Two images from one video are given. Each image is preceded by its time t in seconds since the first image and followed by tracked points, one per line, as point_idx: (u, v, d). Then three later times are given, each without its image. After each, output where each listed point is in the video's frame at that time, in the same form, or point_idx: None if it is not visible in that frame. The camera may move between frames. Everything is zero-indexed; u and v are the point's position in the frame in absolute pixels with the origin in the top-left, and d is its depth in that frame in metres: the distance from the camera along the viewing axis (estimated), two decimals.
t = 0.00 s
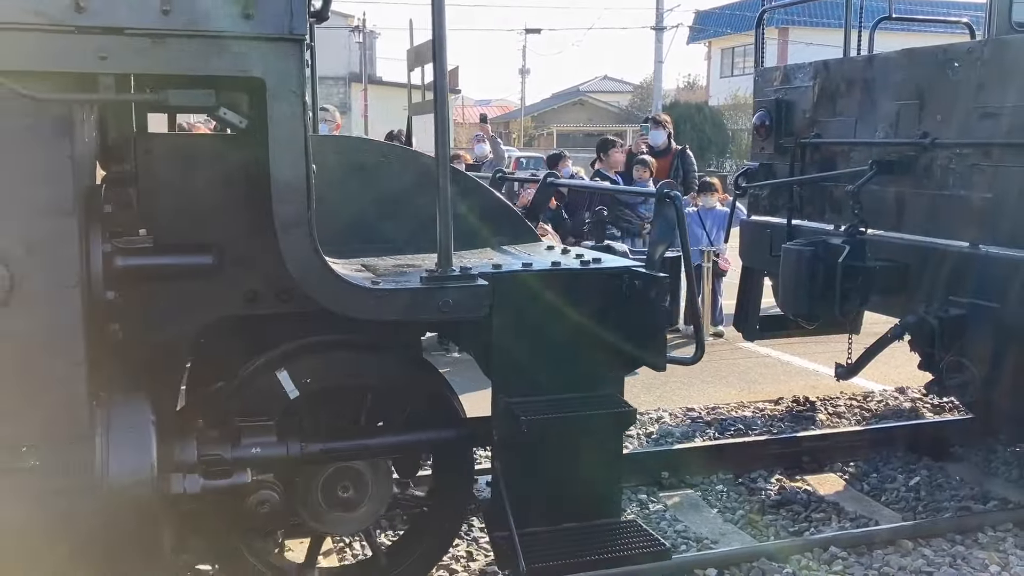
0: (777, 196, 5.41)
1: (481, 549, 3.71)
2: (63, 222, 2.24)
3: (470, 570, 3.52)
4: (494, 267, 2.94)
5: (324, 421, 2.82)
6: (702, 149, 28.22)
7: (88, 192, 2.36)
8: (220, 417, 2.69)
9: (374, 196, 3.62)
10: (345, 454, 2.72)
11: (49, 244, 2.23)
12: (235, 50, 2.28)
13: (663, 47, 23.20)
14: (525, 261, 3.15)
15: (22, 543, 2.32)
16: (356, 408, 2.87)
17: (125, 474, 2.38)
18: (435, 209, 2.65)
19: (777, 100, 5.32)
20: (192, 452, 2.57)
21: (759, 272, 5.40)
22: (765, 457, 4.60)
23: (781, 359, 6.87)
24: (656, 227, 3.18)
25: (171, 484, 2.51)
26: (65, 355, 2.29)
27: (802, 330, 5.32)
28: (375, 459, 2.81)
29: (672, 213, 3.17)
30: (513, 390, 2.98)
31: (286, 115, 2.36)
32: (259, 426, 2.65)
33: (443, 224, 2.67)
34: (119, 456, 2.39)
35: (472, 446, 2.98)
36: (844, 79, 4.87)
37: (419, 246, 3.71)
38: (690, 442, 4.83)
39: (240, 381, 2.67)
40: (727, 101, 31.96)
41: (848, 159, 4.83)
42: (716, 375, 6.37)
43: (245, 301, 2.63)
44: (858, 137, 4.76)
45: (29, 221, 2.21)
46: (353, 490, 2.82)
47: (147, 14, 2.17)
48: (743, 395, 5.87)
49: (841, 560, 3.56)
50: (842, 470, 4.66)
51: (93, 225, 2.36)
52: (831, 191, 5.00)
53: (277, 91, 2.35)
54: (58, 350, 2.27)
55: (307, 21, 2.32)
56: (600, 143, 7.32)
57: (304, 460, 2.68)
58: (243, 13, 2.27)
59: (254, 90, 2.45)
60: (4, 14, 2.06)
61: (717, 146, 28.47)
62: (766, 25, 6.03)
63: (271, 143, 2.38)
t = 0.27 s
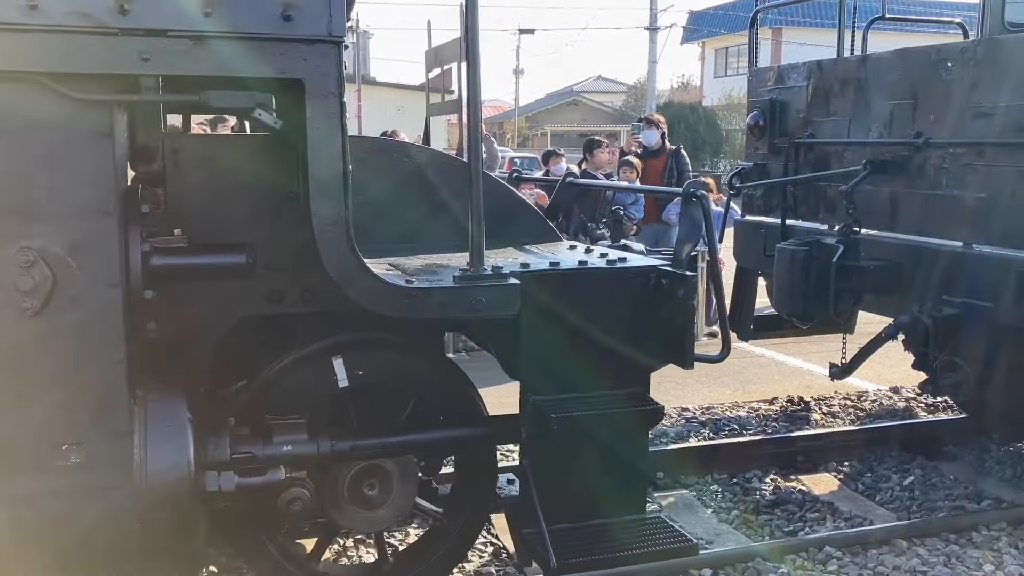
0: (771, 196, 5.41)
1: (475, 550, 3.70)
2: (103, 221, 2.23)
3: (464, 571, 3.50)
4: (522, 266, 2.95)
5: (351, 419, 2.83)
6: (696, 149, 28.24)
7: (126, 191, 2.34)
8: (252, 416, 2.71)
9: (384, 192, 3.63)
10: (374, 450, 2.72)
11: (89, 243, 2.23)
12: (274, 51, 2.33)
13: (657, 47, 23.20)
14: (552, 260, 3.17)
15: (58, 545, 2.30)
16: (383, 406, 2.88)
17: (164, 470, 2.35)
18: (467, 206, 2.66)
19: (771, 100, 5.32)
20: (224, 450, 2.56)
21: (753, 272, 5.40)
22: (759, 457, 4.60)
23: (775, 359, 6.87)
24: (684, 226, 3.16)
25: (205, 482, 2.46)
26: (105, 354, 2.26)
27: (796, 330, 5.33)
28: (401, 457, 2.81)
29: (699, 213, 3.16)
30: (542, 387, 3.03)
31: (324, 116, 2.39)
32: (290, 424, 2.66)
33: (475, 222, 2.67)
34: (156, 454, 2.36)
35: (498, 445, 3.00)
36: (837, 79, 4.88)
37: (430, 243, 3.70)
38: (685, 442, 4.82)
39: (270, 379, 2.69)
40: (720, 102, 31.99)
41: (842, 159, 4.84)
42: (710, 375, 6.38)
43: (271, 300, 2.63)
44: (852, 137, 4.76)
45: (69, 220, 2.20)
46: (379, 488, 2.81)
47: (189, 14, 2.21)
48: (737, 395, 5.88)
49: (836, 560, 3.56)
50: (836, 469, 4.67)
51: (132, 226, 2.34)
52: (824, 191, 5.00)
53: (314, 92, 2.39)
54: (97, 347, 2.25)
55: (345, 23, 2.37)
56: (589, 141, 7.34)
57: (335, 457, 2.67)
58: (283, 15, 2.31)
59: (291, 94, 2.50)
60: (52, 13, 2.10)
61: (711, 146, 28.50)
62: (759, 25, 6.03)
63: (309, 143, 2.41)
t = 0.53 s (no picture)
0: (762, 197, 5.43)
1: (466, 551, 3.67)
2: (137, 223, 2.24)
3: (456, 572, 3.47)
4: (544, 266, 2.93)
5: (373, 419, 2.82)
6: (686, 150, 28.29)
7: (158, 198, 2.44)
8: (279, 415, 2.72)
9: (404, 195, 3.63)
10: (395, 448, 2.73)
11: (124, 245, 2.24)
12: (307, 54, 2.32)
13: (648, 47, 23.20)
14: (573, 259, 3.14)
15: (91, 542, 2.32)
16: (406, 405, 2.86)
17: (195, 467, 2.35)
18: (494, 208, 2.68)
19: (760, 101, 5.34)
20: (253, 449, 2.56)
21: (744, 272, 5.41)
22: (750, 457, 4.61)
23: (765, 358, 6.90)
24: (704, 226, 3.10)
25: (234, 481, 2.49)
26: (138, 354, 2.28)
27: (787, 330, 5.34)
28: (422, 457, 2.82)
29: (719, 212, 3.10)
30: (567, 386, 3.01)
31: (356, 117, 2.38)
32: (314, 423, 2.68)
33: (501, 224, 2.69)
34: (189, 453, 2.36)
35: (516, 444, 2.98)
36: (826, 80, 4.90)
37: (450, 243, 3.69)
38: (676, 442, 4.82)
39: (295, 377, 2.69)
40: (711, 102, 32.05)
41: (831, 160, 4.85)
42: (701, 375, 6.39)
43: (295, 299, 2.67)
44: (841, 138, 4.78)
45: (105, 222, 2.22)
46: (399, 487, 2.81)
47: (224, 17, 2.22)
48: (729, 395, 5.89)
49: (827, 559, 3.57)
50: (827, 469, 4.68)
51: (165, 225, 2.40)
52: (814, 191, 5.02)
53: (346, 94, 2.37)
54: (133, 345, 2.27)
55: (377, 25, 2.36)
56: (573, 142, 7.41)
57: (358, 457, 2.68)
58: (316, 19, 2.30)
59: (325, 97, 2.49)
60: (90, 17, 2.11)
61: (702, 146, 28.55)
62: (749, 26, 6.05)
63: (343, 144, 2.39)
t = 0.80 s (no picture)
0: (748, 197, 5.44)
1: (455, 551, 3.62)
2: (165, 223, 2.18)
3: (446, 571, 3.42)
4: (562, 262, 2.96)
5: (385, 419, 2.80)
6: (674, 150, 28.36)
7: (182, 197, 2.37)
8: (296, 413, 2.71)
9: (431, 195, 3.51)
10: (412, 445, 2.70)
11: (152, 247, 2.18)
12: (334, 56, 2.29)
13: (635, 48, 23.22)
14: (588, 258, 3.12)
15: (117, 544, 2.22)
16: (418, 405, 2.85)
17: (222, 468, 2.27)
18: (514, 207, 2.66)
19: (746, 101, 5.35)
20: (273, 448, 2.47)
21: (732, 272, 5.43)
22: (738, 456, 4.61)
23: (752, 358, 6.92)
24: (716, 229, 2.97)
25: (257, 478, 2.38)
26: (166, 355, 2.21)
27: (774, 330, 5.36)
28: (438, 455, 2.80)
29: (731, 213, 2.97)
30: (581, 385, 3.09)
31: (382, 119, 2.35)
32: (335, 421, 2.62)
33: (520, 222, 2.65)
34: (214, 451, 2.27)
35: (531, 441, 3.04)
36: (812, 80, 4.92)
37: (476, 243, 3.59)
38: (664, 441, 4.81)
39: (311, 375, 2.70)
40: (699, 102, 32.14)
41: (816, 160, 4.87)
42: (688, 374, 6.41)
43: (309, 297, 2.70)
44: (826, 139, 4.80)
45: (135, 224, 2.16)
46: (414, 485, 2.78)
47: (252, 20, 2.18)
48: (716, 394, 5.90)
49: (813, 558, 3.58)
50: (814, 468, 4.70)
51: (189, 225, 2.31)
52: (800, 191, 5.04)
53: (372, 96, 2.35)
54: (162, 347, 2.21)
55: (402, 26, 2.33)
56: (561, 143, 7.39)
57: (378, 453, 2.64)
58: (342, 20, 2.28)
59: (349, 99, 2.47)
60: (119, 20, 2.06)
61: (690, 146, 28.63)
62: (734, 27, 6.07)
63: (368, 144, 2.36)
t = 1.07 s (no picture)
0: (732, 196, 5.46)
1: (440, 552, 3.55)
2: (185, 222, 2.15)
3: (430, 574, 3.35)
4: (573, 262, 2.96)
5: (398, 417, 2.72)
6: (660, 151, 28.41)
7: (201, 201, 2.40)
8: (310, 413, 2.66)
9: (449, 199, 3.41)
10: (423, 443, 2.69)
11: (172, 248, 2.15)
12: (354, 57, 2.24)
13: (621, 48, 23.23)
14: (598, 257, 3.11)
15: (139, 554, 2.20)
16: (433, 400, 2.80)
17: (241, 464, 2.27)
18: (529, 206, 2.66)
19: (730, 101, 5.37)
20: (290, 447, 2.50)
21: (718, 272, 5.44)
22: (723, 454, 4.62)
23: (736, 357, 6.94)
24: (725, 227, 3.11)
25: (275, 477, 2.41)
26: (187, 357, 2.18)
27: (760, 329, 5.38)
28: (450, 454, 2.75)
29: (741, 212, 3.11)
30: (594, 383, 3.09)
31: (400, 120, 2.31)
32: (349, 418, 2.64)
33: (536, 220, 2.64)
34: (233, 448, 2.28)
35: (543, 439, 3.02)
36: (795, 80, 4.94)
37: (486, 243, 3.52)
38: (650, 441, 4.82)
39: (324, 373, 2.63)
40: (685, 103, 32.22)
41: (800, 160, 4.89)
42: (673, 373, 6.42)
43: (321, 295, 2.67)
44: (809, 139, 4.82)
45: (156, 224, 2.13)
46: (425, 483, 2.73)
47: (273, 23, 2.13)
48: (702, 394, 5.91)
49: (797, 557, 3.59)
50: (798, 466, 4.71)
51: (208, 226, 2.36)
52: (783, 190, 5.05)
53: (390, 96, 2.30)
54: (181, 346, 2.18)
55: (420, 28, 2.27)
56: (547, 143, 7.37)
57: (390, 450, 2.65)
58: (362, 22, 2.23)
59: (368, 102, 2.42)
60: (143, 22, 2.01)
61: (676, 147, 28.70)
62: (717, 28, 6.09)
63: (387, 146, 2.33)
